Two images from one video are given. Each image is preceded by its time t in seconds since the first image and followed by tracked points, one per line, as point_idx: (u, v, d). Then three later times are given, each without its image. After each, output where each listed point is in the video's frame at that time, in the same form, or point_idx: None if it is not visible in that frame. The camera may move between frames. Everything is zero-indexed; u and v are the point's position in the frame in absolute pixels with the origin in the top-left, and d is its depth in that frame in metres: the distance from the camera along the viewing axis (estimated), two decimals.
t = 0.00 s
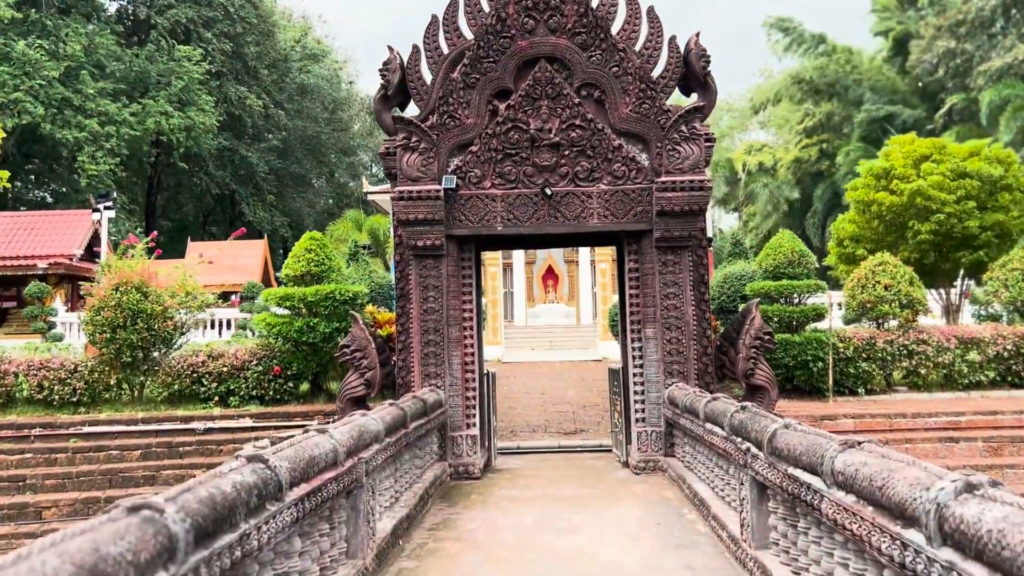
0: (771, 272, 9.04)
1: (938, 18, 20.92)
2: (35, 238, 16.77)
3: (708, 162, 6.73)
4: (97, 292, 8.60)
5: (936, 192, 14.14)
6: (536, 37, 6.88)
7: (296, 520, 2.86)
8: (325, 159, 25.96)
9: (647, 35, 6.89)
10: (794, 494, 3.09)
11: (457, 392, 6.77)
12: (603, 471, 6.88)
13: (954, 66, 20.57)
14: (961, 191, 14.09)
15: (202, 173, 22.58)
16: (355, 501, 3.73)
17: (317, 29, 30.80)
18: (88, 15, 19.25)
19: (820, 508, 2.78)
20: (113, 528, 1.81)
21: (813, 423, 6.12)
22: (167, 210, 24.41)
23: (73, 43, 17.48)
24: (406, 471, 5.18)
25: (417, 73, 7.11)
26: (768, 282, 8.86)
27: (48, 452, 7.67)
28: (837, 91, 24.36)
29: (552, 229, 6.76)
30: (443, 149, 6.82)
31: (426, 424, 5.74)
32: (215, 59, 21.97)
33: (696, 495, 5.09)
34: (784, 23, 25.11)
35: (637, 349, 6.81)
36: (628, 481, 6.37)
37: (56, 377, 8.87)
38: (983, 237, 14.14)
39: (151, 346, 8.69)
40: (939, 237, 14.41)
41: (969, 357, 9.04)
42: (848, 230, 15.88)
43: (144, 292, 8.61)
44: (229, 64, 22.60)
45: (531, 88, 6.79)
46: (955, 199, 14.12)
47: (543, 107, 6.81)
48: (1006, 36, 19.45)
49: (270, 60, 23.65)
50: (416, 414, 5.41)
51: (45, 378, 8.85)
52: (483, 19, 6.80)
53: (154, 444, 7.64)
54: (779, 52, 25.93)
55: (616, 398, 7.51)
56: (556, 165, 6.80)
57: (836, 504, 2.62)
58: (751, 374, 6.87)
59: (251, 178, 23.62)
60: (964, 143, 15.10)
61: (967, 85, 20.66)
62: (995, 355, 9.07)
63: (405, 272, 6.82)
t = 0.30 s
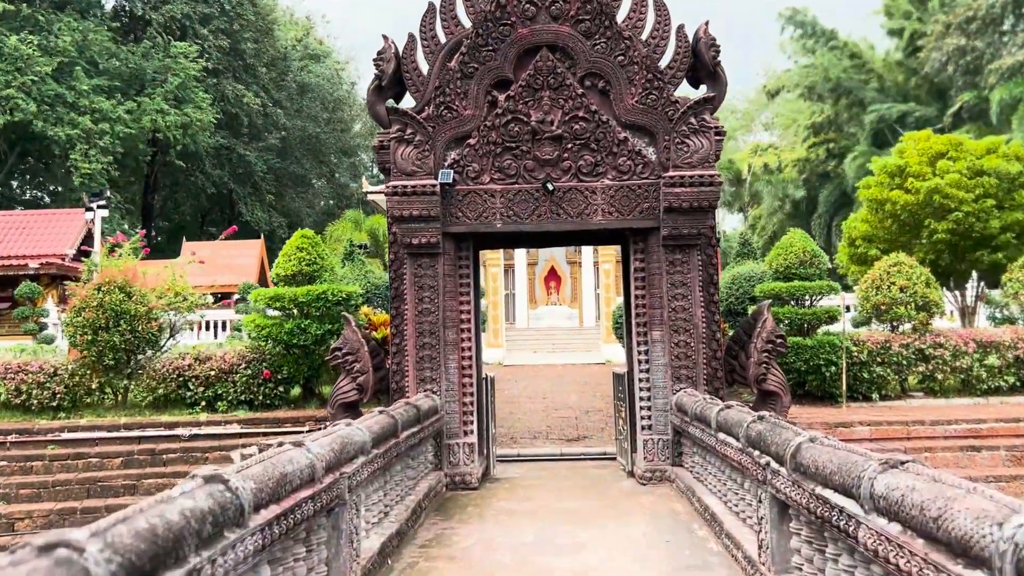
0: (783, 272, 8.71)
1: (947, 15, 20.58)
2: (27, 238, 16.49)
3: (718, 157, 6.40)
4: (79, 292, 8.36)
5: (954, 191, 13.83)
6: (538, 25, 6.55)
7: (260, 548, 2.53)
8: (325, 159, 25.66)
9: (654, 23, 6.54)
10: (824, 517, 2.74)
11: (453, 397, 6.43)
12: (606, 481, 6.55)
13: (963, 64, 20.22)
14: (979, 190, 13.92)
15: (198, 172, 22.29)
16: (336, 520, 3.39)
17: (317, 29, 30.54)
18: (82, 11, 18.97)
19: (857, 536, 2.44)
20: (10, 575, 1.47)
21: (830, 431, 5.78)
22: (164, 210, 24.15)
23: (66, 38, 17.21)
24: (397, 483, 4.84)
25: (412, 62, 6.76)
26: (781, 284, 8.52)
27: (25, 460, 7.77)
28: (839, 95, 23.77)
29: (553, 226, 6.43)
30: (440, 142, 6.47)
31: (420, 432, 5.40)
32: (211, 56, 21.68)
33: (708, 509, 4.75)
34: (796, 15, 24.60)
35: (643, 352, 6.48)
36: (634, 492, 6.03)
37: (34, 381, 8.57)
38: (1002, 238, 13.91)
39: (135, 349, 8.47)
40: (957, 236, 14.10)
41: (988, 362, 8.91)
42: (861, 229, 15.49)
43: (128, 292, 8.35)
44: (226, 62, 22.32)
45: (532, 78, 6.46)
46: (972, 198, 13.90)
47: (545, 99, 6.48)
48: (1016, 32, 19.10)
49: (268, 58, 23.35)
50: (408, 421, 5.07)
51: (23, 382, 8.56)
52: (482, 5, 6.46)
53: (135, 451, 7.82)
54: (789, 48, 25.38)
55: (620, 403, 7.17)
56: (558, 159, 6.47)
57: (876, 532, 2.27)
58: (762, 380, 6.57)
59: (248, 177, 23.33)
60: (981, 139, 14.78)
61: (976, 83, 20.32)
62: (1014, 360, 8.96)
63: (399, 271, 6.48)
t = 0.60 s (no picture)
0: (792, 270, 8.58)
1: (953, 12, 20.28)
2: (17, 236, 16.16)
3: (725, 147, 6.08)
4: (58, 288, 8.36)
5: (966, 187, 13.53)
6: (535, 9, 6.24)
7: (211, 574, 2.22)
8: (324, 158, 25.36)
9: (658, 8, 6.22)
10: (854, 538, 2.43)
11: (446, 400, 6.12)
12: (607, 488, 6.24)
13: (971, 60, 19.92)
14: (993, 185, 13.61)
15: (194, 170, 21.97)
16: (310, 536, 3.07)
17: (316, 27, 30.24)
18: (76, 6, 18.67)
19: (898, 563, 2.12)
20: None
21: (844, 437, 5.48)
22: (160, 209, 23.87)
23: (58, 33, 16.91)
24: (383, 492, 4.52)
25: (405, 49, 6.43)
26: (790, 282, 8.38)
27: None
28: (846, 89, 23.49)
29: (552, 220, 6.12)
30: (432, 132, 6.16)
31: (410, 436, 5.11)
32: (208, 53, 21.38)
33: (717, 520, 4.43)
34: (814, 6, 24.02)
35: (646, 353, 6.16)
36: (637, 501, 5.71)
37: (10, 381, 8.50)
38: (1017, 235, 13.56)
39: (115, 347, 8.45)
40: (968, 233, 13.80)
41: (1003, 364, 8.90)
42: (871, 226, 15.19)
43: (109, 288, 8.36)
44: (223, 58, 22.01)
45: (529, 64, 6.15)
46: (986, 194, 13.59)
47: (543, 86, 6.17)
48: None
49: (266, 55, 23.04)
50: (397, 425, 4.77)
51: None
52: None
53: (113, 456, 7.84)
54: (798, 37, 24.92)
55: (622, 406, 6.85)
56: (558, 149, 6.16)
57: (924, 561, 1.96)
58: (771, 382, 6.26)
59: (245, 175, 23.03)
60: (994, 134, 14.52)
61: (983, 81, 20.02)
62: None
63: (390, 266, 6.18)
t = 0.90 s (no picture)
0: (802, 270, 8.53)
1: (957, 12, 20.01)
2: (7, 237, 15.80)
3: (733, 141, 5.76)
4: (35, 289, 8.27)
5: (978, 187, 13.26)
6: None
7: None
8: (321, 160, 25.06)
9: None
10: None
11: (438, 407, 5.80)
12: (608, 502, 5.92)
13: (976, 59, 19.64)
14: (1006, 184, 13.38)
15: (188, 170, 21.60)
16: (277, 561, 2.76)
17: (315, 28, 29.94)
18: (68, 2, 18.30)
19: None
20: None
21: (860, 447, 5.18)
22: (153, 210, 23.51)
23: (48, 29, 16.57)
24: (367, 509, 4.19)
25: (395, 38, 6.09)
26: (798, 284, 8.33)
27: None
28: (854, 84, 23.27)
29: (551, 217, 5.80)
30: (424, 124, 5.84)
31: (399, 448, 4.80)
32: (203, 52, 21.05)
33: (726, 539, 4.10)
34: (830, 0, 23.88)
35: (649, 358, 5.84)
36: (639, 516, 5.38)
37: None
38: None
39: (94, 350, 8.36)
40: (981, 234, 13.54)
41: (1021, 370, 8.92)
42: (881, 227, 14.89)
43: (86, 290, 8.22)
44: (219, 58, 21.69)
45: (527, 53, 5.84)
46: (999, 193, 13.40)
47: (541, 76, 5.85)
48: None
49: (263, 54, 22.73)
50: (384, 437, 4.45)
51: None
52: None
53: (90, 467, 7.68)
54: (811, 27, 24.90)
55: (623, 414, 6.53)
56: (556, 143, 5.84)
57: None
58: (781, 390, 5.95)
59: (240, 175, 22.69)
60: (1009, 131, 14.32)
61: (989, 81, 19.74)
62: None
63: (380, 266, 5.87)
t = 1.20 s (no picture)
0: (812, 268, 8.92)
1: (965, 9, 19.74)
2: None
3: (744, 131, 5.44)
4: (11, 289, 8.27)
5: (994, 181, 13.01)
6: None
7: None
8: (319, 159, 24.76)
9: None
10: None
11: (431, 412, 5.48)
12: (610, 512, 5.60)
13: (985, 56, 19.35)
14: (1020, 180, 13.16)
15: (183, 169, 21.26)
16: None
17: (312, 26, 29.62)
18: None
19: None
20: None
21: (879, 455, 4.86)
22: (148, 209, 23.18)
23: (39, 24, 16.22)
24: (350, 524, 3.86)
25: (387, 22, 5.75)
26: (807, 284, 8.66)
27: None
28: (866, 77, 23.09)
29: (551, 211, 5.49)
30: (417, 113, 5.53)
31: (388, 457, 4.48)
32: (199, 49, 20.71)
33: (741, 557, 3.76)
34: None
35: (655, 359, 5.52)
36: (645, 528, 5.05)
37: None
38: None
39: (72, 351, 8.38)
40: (996, 231, 13.28)
41: None
42: (892, 224, 14.63)
43: (63, 288, 8.26)
44: (215, 55, 21.35)
45: (525, 37, 5.52)
46: (1014, 187, 13.15)
47: (540, 61, 5.54)
48: None
49: (260, 52, 22.39)
50: (370, 446, 4.13)
51: None
52: None
53: (65, 474, 7.73)
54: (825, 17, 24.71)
55: (627, 418, 6.20)
56: (556, 132, 5.53)
57: None
58: (794, 393, 5.64)
59: (237, 174, 22.35)
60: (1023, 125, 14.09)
61: (997, 78, 19.45)
62: None
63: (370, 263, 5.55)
